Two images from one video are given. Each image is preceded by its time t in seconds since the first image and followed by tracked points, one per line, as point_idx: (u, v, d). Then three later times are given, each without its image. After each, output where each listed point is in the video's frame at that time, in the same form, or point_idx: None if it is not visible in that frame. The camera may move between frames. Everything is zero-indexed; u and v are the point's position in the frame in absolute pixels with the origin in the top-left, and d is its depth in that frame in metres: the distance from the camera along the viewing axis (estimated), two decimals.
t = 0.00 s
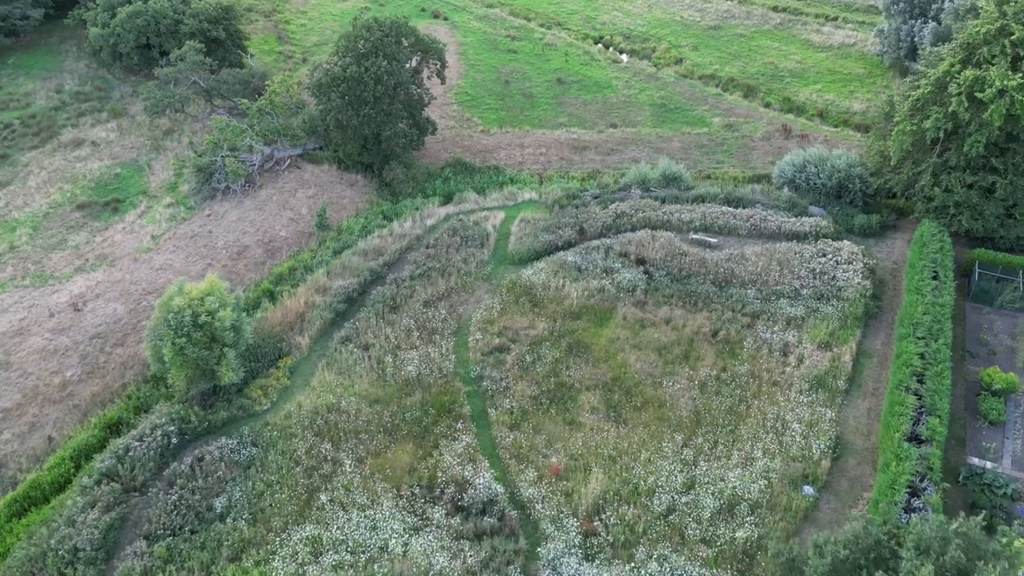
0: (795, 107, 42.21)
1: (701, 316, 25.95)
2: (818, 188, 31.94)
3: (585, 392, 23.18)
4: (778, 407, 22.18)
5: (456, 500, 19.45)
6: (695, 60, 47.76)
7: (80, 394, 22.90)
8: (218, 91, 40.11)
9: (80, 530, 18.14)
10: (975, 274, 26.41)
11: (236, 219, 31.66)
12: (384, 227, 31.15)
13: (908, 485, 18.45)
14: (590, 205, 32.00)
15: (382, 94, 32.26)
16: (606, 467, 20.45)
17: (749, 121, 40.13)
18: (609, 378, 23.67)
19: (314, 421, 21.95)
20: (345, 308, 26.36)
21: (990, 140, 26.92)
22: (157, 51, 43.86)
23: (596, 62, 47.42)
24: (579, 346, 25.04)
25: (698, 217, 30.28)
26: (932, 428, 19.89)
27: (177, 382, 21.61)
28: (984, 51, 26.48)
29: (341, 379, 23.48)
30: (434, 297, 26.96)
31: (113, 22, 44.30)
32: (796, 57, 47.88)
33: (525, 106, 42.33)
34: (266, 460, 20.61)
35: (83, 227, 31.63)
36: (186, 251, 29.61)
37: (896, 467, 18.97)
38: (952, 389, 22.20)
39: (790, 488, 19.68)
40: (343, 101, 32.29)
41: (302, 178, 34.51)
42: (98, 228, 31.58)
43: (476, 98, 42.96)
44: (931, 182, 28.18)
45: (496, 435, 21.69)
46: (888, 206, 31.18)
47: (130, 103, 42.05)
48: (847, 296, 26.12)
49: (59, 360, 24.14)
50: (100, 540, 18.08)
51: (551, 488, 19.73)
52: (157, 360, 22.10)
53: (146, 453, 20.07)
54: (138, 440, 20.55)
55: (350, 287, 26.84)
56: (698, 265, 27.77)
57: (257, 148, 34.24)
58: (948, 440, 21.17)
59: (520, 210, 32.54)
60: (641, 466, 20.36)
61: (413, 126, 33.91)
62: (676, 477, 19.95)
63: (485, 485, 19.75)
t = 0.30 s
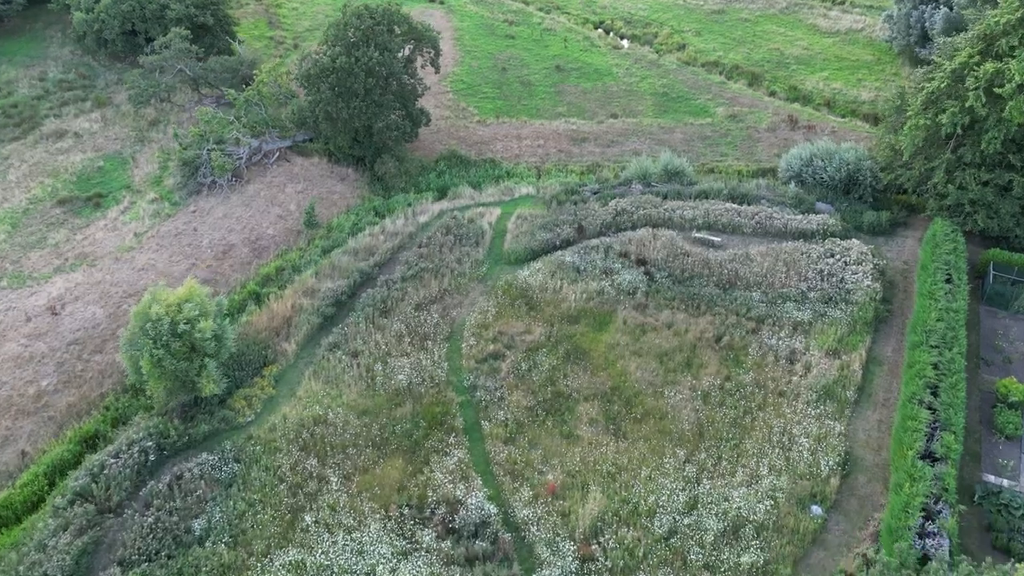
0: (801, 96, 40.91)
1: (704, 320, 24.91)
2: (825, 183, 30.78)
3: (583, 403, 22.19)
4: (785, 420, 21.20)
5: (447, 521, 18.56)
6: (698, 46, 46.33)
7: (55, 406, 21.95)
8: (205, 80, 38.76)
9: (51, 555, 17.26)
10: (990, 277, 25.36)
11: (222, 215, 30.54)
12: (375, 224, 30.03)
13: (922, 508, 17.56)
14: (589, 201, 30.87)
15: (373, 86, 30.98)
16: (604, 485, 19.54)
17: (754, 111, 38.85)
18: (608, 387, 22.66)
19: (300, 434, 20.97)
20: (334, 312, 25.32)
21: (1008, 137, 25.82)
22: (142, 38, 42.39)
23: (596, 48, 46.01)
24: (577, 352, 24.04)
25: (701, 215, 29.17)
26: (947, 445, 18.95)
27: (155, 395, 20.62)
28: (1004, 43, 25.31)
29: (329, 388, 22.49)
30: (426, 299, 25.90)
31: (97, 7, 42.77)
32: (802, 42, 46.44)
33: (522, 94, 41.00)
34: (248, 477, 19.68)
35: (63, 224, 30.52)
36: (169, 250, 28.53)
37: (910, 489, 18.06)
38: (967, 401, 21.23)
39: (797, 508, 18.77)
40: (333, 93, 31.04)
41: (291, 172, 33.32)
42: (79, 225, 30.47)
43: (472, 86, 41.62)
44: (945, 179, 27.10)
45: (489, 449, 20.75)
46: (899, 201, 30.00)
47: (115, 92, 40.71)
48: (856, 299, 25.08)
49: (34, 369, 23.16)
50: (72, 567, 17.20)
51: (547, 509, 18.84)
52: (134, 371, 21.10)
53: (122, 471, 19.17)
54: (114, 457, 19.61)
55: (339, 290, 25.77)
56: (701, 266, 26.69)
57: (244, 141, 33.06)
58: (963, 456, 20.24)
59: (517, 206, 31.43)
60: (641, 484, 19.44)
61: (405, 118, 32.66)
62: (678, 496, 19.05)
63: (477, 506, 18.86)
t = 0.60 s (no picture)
0: (807, 83, 39.58)
1: (707, 323, 23.91)
2: (833, 176, 29.64)
3: (580, 412, 21.25)
4: (791, 432, 20.28)
5: (437, 543, 17.73)
6: (702, 29, 44.85)
7: (29, 416, 21.04)
8: (191, 66, 37.40)
9: None
10: (1005, 278, 24.36)
11: (207, 210, 29.44)
12: (366, 219, 28.92)
13: (936, 532, 16.72)
14: (588, 194, 29.75)
15: (364, 75, 29.72)
16: (602, 502, 18.68)
17: (759, 98, 37.55)
18: (606, 395, 21.71)
19: (284, 447, 20.05)
20: (321, 314, 24.30)
21: None
22: (126, 21, 40.89)
23: (596, 31, 44.54)
24: (575, 357, 23.08)
25: (705, 210, 28.05)
26: (961, 463, 18.07)
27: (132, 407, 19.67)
28: None
29: (315, 397, 21.54)
30: (418, 300, 24.87)
31: None
32: (809, 25, 44.94)
33: (520, 80, 39.63)
34: (229, 494, 18.81)
35: (42, 219, 29.43)
36: (151, 247, 27.47)
37: (923, 510, 17.22)
38: (982, 413, 20.31)
39: (804, 529, 17.93)
40: (321, 82, 29.72)
41: (279, 163, 32.14)
42: (59, 220, 29.37)
43: (467, 71, 40.25)
44: (959, 175, 26.05)
45: (482, 463, 19.86)
46: (909, 194, 28.87)
47: (98, 78, 39.34)
48: (865, 301, 24.06)
49: (8, 376, 22.22)
50: None
51: (542, 530, 17.99)
52: (110, 380, 20.11)
53: (97, 489, 18.30)
54: (88, 473, 18.72)
55: (327, 290, 24.73)
56: (704, 265, 25.64)
57: (230, 132, 31.85)
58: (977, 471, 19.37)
59: (513, 200, 30.32)
60: (640, 502, 18.59)
61: (397, 108, 31.41)
62: (679, 515, 18.21)
63: (468, 527, 18.02)
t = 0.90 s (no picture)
0: (814, 64, 38.22)
1: (709, 323, 22.97)
2: (842, 165, 28.51)
3: (576, 419, 20.40)
4: (796, 442, 19.46)
5: (426, 563, 17.01)
6: (706, 6, 43.28)
7: (3, 423, 20.22)
8: (175, 46, 36.01)
9: None
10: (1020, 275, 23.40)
11: (191, 200, 28.36)
12: (355, 211, 27.85)
13: (947, 554, 16.00)
14: (586, 184, 28.63)
15: (352, 59, 28.38)
16: (599, 517, 17.91)
17: (764, 80, 36.22)
18: (604, 401, 20.84)
19: (267, 456, 19.22)
20: (308, 312, 23.34)
21: None
22: None
23: (596, 8, 42.97)
24: (571, 358, 22.16)
25: (707, 202, 26.96)
26: (974, 478, 17.26)
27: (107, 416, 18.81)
28: None
29: (300, 402, 20.67)
30: (408, 298, 23.90)
31: None
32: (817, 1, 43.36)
33: (517, 61, 38.24)
34: (210, 509, 18.04)
35: (20, 209, 28.38)
36: (132, 240, 26.46)
37: (933, 530, 16.46)
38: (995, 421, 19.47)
39: (808, 547, 17.18)
40: (306, 66, 28.21)
41: (266, 150, 30.95)
42: (37, 211, 28.33)
43: (462, 51, 38.84)
44: (973, 166, 25.01)
45: (474, 474, 19.05)
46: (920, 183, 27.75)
47: (79, 58, 37.97)
48: (874, 300, 23.10)
49: None
50: None
51: (536, 549, 17.26)
52: (84, 388, 19.22)
53: (70, 504, 17.54)
54: (62, 487, 17.93)
55: (314, 287, 23.73)
56: (706, 261, 24.60)
57: (214, 117, 30.61)
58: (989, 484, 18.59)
59: (508, 189, 29.22)
60: (638, 518, 17.82)
61: (387, 93, 30.15)
62: (678, 532, 17.47)
63: (458, 545, 17.29)
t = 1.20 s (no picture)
0: (822, 41, 36.81)
1: (710, 320, 22.10)
2: (850, 152, 27.41)
3: (571, 424, 19.63)
4: (799, 450, 18.72)
5: None
6: None
7: None
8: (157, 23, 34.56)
9: None
10: None
11: (173, 187, 27.33)
12: (344, 199, 26.82)
13: (956, 575, 15.36)
14: (583, 171, 27.55)
15: (339, 40, 27.09)
16: (594, 531, 17.25)
17: (770, 58, 34.87)
18: (600, 404, 20.05)
19: (249, 464, 18.48)
20: (293, 309, 22.47)
21: None
22: None
23: None
24: (567, 358, 21.34)
25: (710, 190, 25.94)
26: (986, 493, 16.56)
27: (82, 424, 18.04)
28: None
29: (284, 406, 19.88)
30: (398, 293, 23.00)
31: None
32: None
33: (513, 38, 36.81)
34: (189, 521, 17.36)
35: None
36: (112, 231, 25.50)
37: (942, 549, 15.83)
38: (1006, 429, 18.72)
39: (811, 564, 16.54)
40: (291, 47, 26.99)
41: (251, 134, 29.79)
42: (14, 199, 27.32)
43: (457, 28, 37.38)
44: (988, 155, 23.93)
45: (464, 483, 18.35)
46: (931, 170, 26.62)
47: (59, 34, 36.55)
48: (882, 297, 22.19)
49: None
50: None
51: (528, 566, 16.65)
52: (57, 394, 18.42)
53: (43, 518, 16.88)
54: (34, 499, 17.25)
55: (300, 282, 22.80)
56: (707, 255, 23.65)
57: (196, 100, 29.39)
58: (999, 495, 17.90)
59: (503, 176, 28.16)
60: (635, 532, 17.16)
61: (376, 74, 28.90)
62: (676, 548, 16.83)
63: (447, 562, 16.69)
